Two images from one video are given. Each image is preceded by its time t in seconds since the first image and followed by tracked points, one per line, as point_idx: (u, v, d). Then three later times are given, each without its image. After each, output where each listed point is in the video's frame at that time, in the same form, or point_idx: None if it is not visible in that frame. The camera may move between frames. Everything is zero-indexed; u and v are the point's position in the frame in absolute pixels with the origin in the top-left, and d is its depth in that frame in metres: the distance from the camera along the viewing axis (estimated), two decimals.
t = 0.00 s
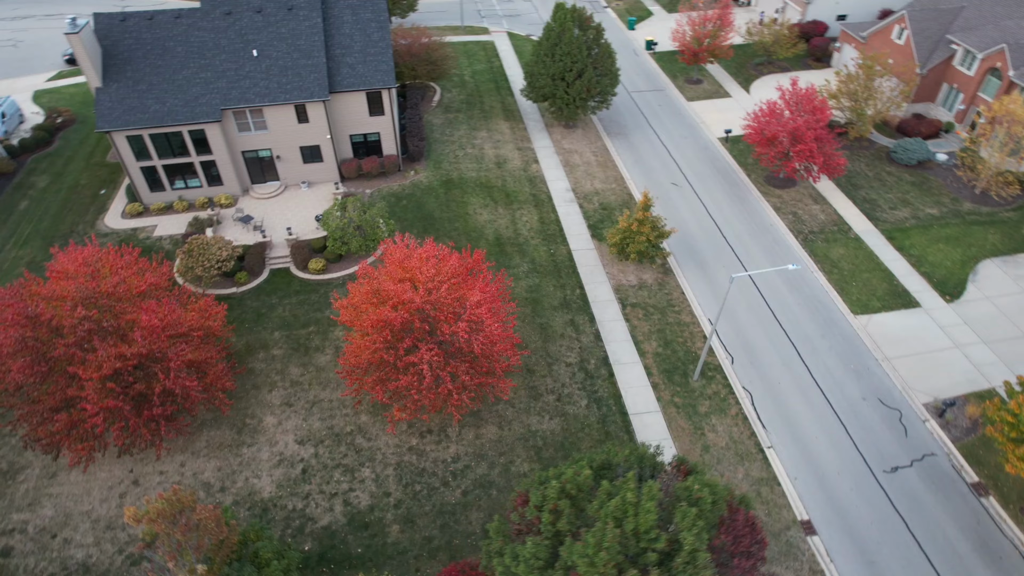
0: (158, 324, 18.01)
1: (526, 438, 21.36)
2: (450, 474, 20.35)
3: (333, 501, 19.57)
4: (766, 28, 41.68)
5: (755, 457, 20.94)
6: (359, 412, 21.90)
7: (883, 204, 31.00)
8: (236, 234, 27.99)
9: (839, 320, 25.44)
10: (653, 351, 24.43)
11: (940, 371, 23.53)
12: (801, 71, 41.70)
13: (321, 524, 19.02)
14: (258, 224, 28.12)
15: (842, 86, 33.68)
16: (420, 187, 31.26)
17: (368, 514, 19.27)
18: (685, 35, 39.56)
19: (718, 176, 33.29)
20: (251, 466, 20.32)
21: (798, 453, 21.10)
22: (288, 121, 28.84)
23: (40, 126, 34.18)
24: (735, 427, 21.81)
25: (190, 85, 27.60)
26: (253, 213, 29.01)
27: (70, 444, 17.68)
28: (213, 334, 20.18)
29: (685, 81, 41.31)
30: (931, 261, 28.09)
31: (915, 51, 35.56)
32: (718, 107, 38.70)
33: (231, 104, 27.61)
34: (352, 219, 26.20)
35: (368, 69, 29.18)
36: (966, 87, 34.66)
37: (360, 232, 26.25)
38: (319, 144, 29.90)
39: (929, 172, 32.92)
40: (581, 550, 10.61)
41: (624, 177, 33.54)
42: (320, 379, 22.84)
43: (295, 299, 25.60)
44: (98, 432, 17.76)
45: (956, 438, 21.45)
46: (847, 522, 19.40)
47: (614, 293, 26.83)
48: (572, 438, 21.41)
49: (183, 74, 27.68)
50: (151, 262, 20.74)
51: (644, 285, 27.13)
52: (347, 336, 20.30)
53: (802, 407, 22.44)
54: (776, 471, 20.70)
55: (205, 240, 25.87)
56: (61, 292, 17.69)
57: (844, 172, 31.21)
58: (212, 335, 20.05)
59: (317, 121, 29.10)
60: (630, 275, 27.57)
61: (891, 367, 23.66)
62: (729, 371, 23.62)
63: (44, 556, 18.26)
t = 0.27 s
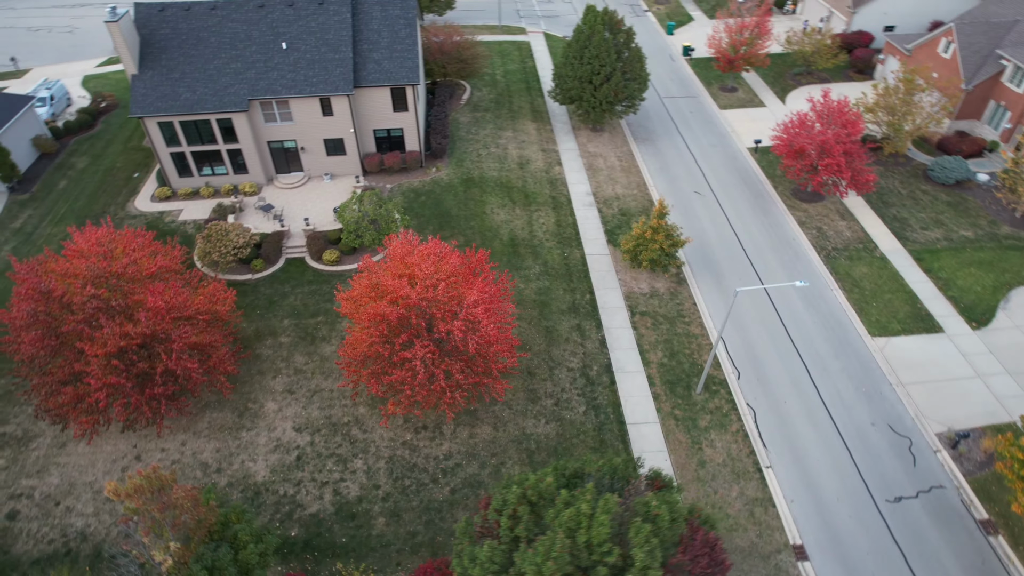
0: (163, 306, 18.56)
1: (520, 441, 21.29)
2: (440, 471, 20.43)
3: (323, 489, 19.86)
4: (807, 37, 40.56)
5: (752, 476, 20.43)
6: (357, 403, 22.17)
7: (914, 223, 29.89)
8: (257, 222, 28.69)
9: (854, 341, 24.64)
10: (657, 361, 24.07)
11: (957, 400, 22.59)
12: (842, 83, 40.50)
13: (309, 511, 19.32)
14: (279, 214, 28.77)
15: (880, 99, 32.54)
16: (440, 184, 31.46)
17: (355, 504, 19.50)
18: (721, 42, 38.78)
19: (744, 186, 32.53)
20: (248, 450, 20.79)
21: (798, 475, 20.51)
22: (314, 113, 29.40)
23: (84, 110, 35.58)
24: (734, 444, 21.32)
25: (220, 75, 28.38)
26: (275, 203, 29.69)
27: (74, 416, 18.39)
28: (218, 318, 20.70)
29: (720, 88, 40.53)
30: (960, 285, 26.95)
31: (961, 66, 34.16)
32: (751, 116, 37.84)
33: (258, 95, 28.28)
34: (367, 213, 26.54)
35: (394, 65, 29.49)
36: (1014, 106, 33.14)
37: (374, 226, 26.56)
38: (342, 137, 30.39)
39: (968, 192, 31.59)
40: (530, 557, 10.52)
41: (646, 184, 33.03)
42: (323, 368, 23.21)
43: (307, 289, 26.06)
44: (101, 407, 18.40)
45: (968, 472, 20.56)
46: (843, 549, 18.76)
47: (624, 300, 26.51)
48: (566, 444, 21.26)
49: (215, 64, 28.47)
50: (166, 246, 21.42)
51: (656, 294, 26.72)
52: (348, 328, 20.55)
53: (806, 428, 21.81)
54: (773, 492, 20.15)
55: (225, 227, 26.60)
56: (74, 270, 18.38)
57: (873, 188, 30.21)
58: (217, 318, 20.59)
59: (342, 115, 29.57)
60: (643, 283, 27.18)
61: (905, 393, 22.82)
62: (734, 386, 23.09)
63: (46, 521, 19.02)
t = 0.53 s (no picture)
0: (170, 289, 19.12)
1: (514, 443, 21.23)
2: (432, 467, 20.52)
3: (315, 477, 20.18)
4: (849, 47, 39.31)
5: (746, 495, 19.96)
6: (356, 395, 22.44)
7: (946, 245, 28.73)
8: (277, 211, 29.31)
9: (869, 364, 23.80)
10: (661, 371, 23.69)
11: (972, 432, 21.64)
12: (883, 96, 39.17)
13: (299, 497, 19.66)
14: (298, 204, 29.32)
15: (919, 114, 31.33)
16: (460, 183, 31.60)
17: (345, 495, 19.74)
18: (757, 50, 37.93)
19: (769, 199, 31.69)
20: (247, 433, 21.26)
21: (796, 499, 19.91)
22: (338, 108, 29.87)
23: (125, 95, 36.86)
24: (732, 460, 20.85)
25: (250, 66, 29.10)
26: (296, 194, 30.29)
27: (81, 390, 19.11)
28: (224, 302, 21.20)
29: (754, 97, 39.63)
30: (989, 312, 25.78)
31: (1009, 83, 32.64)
32: (784, 126, 36.88)
33: (285, 87, 28.90)
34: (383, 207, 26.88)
35: (419, 62, 29.74)
36: None
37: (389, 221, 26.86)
38: (366, 132, 30.80)
39: (1006, 215, 30.21)
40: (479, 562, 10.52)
41: (669, 191, 32.44)
42: (327, 358, 23.56)
43: (319, 279, 26.50)
44: (106, 383, 19.05)
45: (977, 507, 19.68)
46: None
47: (633, 308, 26.16)
48: (559, 448, 21.13)
49: (245, 56, 29.20)
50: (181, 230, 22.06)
51: (666, 303, 26.29)
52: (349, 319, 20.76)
53: (808, 450, 21.18)
54: (768, 513, 19.62)
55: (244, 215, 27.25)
56: (89, 249, 19.07)
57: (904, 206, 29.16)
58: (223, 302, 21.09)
59: (366, 110, 29.95)
60: (654, 291, 26.78)
61: (917, 421, 21.96)
62: (737, 403, 22.54)
63: (52, 489, 19.78)
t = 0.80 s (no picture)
0: (177, 272, 19.67)
1: (506, 445, 21.18)
2: (422, 463, 20.63)
3: (308, 465, 20.49)
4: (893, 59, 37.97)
5: (738, 514, 19.49)
6: (356, 387, 22.72)
7: (977, 269, 27.53)
8: (297, 201, 29.90)
9: (881, 389, 22.97)
10: (664, 382, 23.31)
11: (986, 467, 20.68)
12: (926, 111, 37.74)
13: (291, 484, 19.99)
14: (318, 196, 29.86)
15: (959, 131, 30.05)
16: (480, 182, 31.68)
17: (334, 485, 19.98)
18: (792, 59, 37.00)
19: (793, 212, 30.83)
20: (248, 418, 21.73)
21: (790, 522, 19.33)
22: (363, 102, 30.27)
23: (166, 83, 38.08)
24: (726, 477, 20.39)
25: (279, 58, 29.77)
26: (317, 185, 30.85)
27: (90, 366, 19.83)
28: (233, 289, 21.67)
29: (789, 107, 38.67)
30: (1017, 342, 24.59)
31: None
32: (817, 139, 35.87)
33: (311, 80, 29.44)
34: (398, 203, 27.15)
35: (444, 60, 29.91)
36: None
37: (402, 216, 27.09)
38: (389, 127, 31.14)
39: None
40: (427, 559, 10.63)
41: (690, 199, 31.81)
42: (331, 349, 23.90)
43: (332, 271, 26.90)
44: (112, 360, 19.71)
45: (983, 544, 18.80)
46: None
47: (642, 316, 25.81)
48: (552, 453, 20.99)
49: (275, 48, 29.88)
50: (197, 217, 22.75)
51: (676, 313, 25.85)
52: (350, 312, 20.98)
53: (809, 474, 20.55)
54: (760, 534, 19.11)
55: (265, 203, 27.90)
56: (102, 230, 19.75)
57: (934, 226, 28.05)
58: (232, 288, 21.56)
59: (389, 106, 30.28)
60: (665, 301, 26.34)
61: (927, 451, 21.10)
62: (739, 419, 22.02)
63: (59, 459, 20.53)
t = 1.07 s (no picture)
0: (186, 258, 20.19)
1: (499, 446, 21.17)
2: (414, 458, 20.77)
3: (303, 453, 20.85)
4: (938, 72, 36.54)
5: (728, 533, 19.07)
6: (358, 378, 23.02)
7: (1008, 296, 26.33)
8: (318, 192, 30.48)
9: (893, 415, 22.16)
10: (666, 393, 22.95)
11: (997, 503, 19.77)
12: (971, 128, 36.23)
13: (285, 469, 20.37)
14: (339, 187, 30.39)
15: (999, 150, 28.75)
16: (500, 181, 31.71)
17: (327, 474, 20.28)
18: (830, 70, 36.01)
19: (819, 227, 29.93)
20: (250, 402, 22.22)
21: (782, 545, 18.81)
22: (388, 98, 30.64)
23: (205, 72, 39.18)
24: (720, 494, 19.95)
25: (308, 52, 30.37)
26: (340, 178, 31.38)
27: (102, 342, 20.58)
28: (242, 276, 22.15)
29: (825, 119, 37.60)
30: None
31: None
32: (851, 153, 34.78)
33: (338, 74, 29.94)
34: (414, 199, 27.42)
35: (469, 59, 30.00)
36: None
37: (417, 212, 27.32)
38: (413, 124, 31.43)
39: None
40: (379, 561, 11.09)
41: (712, 208, 31.16)
42: (337, 339, 24.26)
43: (346, 263, 27.28)
44: (122, 338, 20.39)
45: None
46: None
47: (650, 325, 25.45)
48: (544, 457, 20.89)
49: (305, 42, 30.48)
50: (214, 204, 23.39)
51: (686, 323, 25.40)
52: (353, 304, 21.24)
53: (807, 497, 19.96)
54: (749, 555, 18.65)
55: (285, 193, 28.57)
56: (117, 213, 20.41)
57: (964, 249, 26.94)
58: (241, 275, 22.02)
59: (413, 102, 30.56)
60: (675, 310, 25.91)
61: (935, 482, 20.28)
62: (739, 436, 21.52)
63: (71, 430, 21.33)
